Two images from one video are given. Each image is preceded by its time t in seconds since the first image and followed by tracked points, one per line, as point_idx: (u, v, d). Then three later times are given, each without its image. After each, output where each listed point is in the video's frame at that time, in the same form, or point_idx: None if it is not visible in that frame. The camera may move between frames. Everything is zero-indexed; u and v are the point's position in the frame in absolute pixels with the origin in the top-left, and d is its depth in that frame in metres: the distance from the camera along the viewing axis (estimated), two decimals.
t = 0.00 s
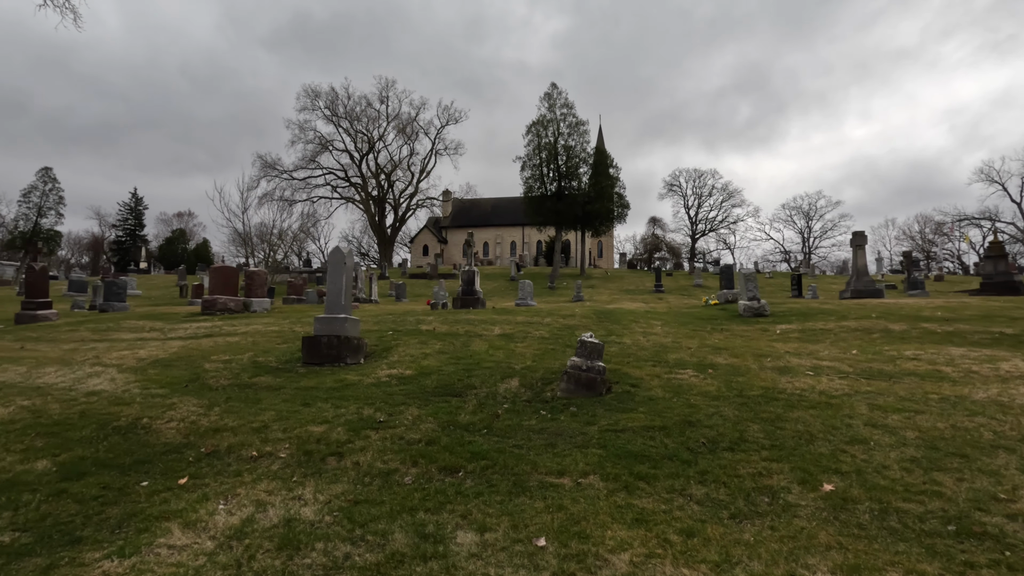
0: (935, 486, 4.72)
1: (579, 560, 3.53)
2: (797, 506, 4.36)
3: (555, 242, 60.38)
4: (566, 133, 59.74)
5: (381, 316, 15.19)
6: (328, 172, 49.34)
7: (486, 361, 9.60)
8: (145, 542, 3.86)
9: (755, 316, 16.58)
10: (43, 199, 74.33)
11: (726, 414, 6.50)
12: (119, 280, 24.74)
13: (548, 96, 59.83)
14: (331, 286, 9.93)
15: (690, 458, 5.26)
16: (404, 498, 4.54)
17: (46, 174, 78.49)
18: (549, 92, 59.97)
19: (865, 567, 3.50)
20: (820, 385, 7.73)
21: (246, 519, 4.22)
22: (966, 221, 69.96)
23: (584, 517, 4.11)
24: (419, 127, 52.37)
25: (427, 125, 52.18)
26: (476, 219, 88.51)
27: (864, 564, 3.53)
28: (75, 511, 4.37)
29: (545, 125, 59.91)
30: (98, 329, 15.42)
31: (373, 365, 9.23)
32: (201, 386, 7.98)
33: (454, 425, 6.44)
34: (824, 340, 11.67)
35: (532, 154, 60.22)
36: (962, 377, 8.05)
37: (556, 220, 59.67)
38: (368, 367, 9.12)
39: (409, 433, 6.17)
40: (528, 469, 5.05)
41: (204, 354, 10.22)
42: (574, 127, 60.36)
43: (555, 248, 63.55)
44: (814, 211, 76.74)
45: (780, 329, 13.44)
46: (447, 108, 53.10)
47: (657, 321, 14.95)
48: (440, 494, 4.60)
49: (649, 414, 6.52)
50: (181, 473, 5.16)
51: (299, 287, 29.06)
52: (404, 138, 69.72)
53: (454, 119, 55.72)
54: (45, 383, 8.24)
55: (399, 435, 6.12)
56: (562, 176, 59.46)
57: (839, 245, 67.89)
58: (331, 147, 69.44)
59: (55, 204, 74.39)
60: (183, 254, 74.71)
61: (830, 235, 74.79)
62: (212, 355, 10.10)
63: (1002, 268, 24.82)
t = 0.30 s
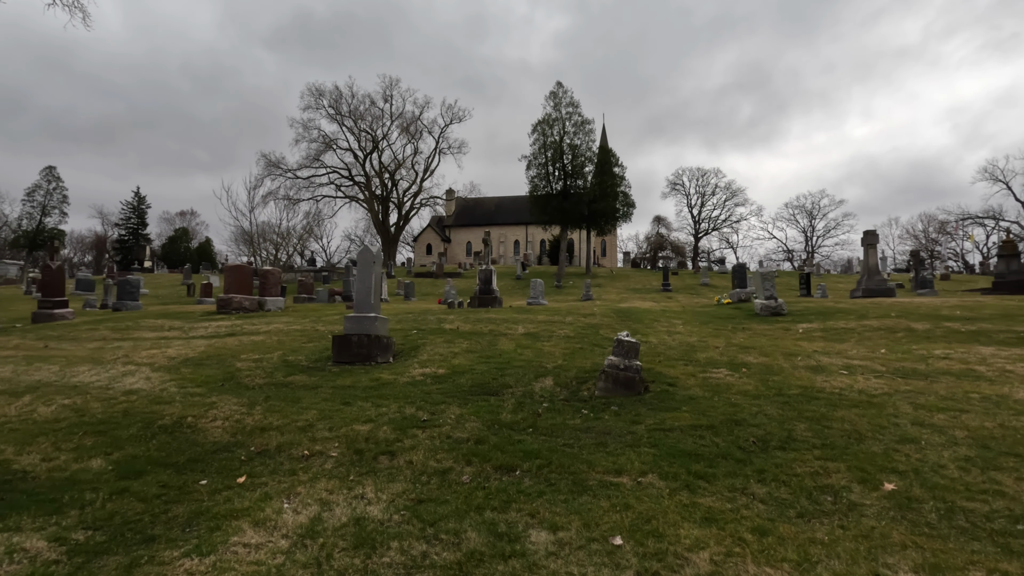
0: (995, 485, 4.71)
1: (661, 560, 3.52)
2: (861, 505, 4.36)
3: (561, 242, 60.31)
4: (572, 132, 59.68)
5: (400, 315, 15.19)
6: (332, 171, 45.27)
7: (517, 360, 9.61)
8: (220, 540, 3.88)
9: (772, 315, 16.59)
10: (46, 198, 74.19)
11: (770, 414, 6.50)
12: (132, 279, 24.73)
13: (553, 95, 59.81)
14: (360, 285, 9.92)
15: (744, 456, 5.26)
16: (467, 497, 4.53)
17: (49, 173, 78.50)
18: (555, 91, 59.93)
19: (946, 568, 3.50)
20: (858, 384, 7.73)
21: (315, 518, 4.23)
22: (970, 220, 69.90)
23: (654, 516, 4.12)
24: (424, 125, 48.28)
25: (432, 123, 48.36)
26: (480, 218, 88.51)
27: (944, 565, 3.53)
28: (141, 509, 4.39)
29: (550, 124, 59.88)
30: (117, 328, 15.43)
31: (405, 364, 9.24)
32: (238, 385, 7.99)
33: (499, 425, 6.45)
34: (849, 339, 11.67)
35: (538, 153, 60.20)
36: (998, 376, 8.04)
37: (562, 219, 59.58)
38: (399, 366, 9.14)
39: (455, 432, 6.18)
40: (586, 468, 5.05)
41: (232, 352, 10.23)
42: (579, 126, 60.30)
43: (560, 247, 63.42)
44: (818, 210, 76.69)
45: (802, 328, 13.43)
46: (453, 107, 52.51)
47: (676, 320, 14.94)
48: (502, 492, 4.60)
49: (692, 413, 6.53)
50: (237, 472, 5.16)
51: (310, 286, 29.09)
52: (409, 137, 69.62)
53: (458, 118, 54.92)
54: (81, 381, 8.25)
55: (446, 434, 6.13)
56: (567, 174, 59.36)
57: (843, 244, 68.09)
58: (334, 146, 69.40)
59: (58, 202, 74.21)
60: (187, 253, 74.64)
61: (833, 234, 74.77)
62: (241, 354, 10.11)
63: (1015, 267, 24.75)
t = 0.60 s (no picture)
0: None
1: (730, 563, 3.46)
2: (918, 506, 4.30)
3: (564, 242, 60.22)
4: (575, 132, 59.62)
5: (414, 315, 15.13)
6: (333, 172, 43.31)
7: (540, 359, 9.56)
8: (274, 543, 3.82)
9: (785, 315, 16.54)
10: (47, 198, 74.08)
11: (807, 414, 6.45)
12: (139, 278, 24.63)
13: (556, 94, 59.79)
14: (381, 284, 9.87)
15: (789, 457, 5.21)
16: (516, 498, 4.47)
17: (49, 172, 78.37)
18: (558, 91, 59.89)
19: (1018, 570, 3.44)
20: (889, 384, 7.68)
21: (366, 520, 4.16)
22: (971, 220, 70.02)
23: (711, 517, 4.06)
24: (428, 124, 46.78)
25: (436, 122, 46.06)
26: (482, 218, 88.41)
27: (1014, 566, 3.48)
28: (188, 511, 4.32)
29: (554, 124, 59.84)
30: (129, 328, 15.35)
31: (428, 364, 9.18)
32: (264, 385, 7.94)
33: (533, 425, 6.39)
34: (870, 339, 11.61)
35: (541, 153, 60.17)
36: None
37: (565, 219, 59.50)
38: (423, 366, 9.08)
39: (491, 432, 6.12)
40: (631, 469, 4.99)
41: (252, 352, 10.17)
42: (583, 125, 60.25)
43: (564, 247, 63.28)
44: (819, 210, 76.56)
45: (819, 328, 13.38)
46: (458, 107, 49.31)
47: (691, 319, 14.88)
48: (551, 494, 4.55)
49: (728, 413, 6.48)
50: (277, 473, 5.10)
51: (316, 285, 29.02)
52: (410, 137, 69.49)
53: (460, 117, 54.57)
54: (104, 381, 8.19)
55: (482, 434, 6.07)
56: (571, 174, 59.30)
57: (844, 244, 68.08)
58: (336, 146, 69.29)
59: (59, 202, 74.04)
60: (188, 253, 74.37)
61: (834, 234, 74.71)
62: (261, 353, 10.04)
63: None
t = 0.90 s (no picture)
0: None
1: (809, 567, 3.36)
2: (984, 507, 4.22)
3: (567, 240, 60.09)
4: (577, 131, 59.54)
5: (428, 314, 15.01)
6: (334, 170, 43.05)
7: (565, 358, 9.46)
8: (333, 547, 3.71)
9: (799, 313, 16.48)
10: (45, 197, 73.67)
11: (849, 413, 6.36)
12: (145, 277, 24.45)
13: (558, 93, 59.70)
14: (403, 282, 9.75)
15: (840, 457, 5.13)
16: (572, 500, 4.37)
17: (48, 171, 77.99)
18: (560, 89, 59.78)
19: None
20: (925, 382, 7.60)
21: (422, 522, 4.05)
22: (970, 219, 70.16)
23: (777, 518, 3.97)
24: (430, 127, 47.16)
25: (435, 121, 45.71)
26: (482, 217, 88.28)
27: None
28: (237, 514, 4.21)
29: (556, 122, 59.73)
30: (140, 326, 15.20)
31: (453, 363, 9.08)
32: (291, 384, 7.82)
33: (572, 425, 6.29)
34: (892, 338, 11.54)
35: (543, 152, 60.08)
36: None
37: (568, 218, 59.40)
38: (448, 365, 8.98)
39: (531, 432, 6.02)
40: (684, 470, 4.89)
41: (273, 351, 10.04)
42: (584, 124, 60.17)
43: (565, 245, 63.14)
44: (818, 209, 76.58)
45: (837, 326, 13.31)
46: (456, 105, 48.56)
47: (707, 318, 14.78)
48: (606, 495, 4.45)
49: (769, 412, 6.39)
50: (320, 474, 4.99)
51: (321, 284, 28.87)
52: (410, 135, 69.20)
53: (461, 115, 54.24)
54: (128, 380, 8.05)
55: (522, 434, 5.96)
56: (573, 173, 59.20)
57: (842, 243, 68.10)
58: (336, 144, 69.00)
59: (58, 201, 73.61)
60: (188, 252, 73.92)
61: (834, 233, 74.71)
62: (282, 352, 9.91)
63: None
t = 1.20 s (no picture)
0: None
1: None
2: None
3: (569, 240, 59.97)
4: (579, 130, 59.50)
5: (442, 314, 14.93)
6: (335, 167, 39.25)
7: (592, 359, 9.40)
8: (401, 557, 3.65)
9: (813, 313, 16.46)
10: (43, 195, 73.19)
11: (893, 416, 6.31)
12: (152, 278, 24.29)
13: (560, 92, 59.70)
14: (427, 284, 9.68)
15: (894, 462, 5.08)
16: (634, 508, 4.30)
17: (44, 169, 77.57)
18: (562, 89, 59.78)
19: None
20: (961, 384, 7.56)
21: (486, 531, 3.99)
22: (969, 219, 70.38)
23: (846, 526, 3.92)
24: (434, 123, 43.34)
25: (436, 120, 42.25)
26: (482, 216, 87.98)
27: None
28: (294, 522, 4.13)
29: (558, 122, 59.74)
30: (153, 327, 15.08)
31: (480, 365, 9.00)
32: (320, 387, 7.72)
33: (614, 428, 6.24)
34: (914, 339, 11.51)
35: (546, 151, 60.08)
36: None
37: (570, 217, 59.29)
38: (475, 367, 8.91)
39: (575, 436, 5.95)
40: (739, 476, 4.84)
41: (295, 353, 9.95)
42: (587, 123, 60.15)
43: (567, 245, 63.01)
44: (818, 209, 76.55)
45: (856, 327, 13.29)
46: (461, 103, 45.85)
47: (723, 318, 14.74)
48: (666, 502, 4.39)
49: (811, 415, 6.35)
50: (370, 480, 4.91)
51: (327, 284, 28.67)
52: (411, 134, 68.87)
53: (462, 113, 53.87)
54: (155, 384, 7.94)
55: (566, 439, 5.87)
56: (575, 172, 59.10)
57: (842, 242, 68.08)
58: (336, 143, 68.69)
59: (55, 199, 73.02)
60: (187, 252, 73.35)
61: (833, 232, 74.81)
62: (305, 354, 9.81)
63: None
